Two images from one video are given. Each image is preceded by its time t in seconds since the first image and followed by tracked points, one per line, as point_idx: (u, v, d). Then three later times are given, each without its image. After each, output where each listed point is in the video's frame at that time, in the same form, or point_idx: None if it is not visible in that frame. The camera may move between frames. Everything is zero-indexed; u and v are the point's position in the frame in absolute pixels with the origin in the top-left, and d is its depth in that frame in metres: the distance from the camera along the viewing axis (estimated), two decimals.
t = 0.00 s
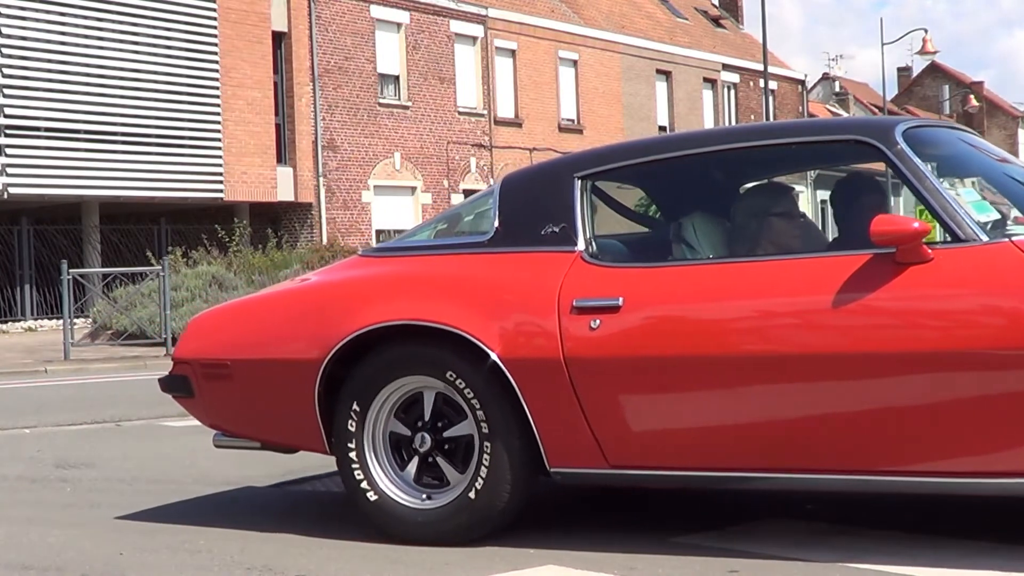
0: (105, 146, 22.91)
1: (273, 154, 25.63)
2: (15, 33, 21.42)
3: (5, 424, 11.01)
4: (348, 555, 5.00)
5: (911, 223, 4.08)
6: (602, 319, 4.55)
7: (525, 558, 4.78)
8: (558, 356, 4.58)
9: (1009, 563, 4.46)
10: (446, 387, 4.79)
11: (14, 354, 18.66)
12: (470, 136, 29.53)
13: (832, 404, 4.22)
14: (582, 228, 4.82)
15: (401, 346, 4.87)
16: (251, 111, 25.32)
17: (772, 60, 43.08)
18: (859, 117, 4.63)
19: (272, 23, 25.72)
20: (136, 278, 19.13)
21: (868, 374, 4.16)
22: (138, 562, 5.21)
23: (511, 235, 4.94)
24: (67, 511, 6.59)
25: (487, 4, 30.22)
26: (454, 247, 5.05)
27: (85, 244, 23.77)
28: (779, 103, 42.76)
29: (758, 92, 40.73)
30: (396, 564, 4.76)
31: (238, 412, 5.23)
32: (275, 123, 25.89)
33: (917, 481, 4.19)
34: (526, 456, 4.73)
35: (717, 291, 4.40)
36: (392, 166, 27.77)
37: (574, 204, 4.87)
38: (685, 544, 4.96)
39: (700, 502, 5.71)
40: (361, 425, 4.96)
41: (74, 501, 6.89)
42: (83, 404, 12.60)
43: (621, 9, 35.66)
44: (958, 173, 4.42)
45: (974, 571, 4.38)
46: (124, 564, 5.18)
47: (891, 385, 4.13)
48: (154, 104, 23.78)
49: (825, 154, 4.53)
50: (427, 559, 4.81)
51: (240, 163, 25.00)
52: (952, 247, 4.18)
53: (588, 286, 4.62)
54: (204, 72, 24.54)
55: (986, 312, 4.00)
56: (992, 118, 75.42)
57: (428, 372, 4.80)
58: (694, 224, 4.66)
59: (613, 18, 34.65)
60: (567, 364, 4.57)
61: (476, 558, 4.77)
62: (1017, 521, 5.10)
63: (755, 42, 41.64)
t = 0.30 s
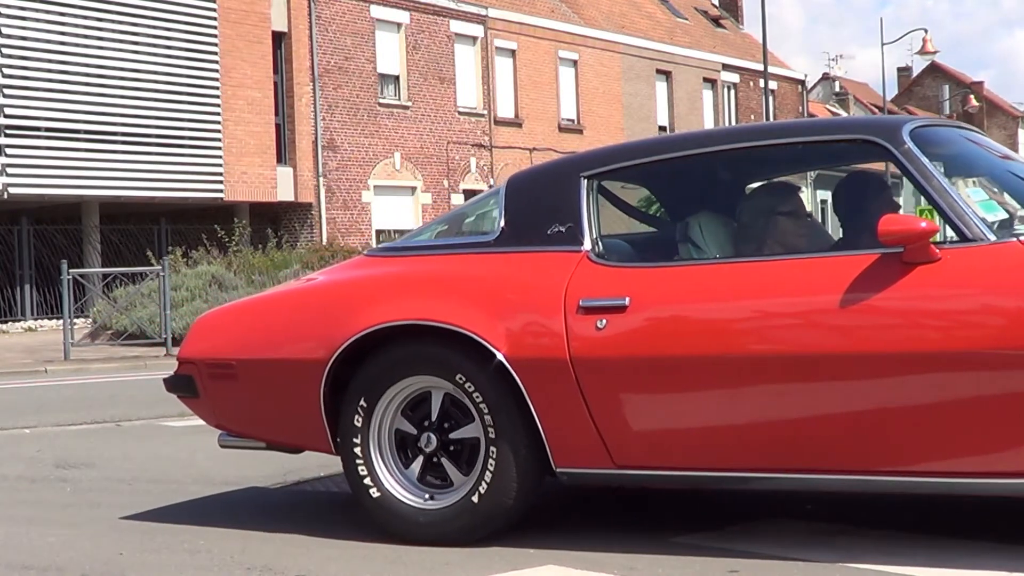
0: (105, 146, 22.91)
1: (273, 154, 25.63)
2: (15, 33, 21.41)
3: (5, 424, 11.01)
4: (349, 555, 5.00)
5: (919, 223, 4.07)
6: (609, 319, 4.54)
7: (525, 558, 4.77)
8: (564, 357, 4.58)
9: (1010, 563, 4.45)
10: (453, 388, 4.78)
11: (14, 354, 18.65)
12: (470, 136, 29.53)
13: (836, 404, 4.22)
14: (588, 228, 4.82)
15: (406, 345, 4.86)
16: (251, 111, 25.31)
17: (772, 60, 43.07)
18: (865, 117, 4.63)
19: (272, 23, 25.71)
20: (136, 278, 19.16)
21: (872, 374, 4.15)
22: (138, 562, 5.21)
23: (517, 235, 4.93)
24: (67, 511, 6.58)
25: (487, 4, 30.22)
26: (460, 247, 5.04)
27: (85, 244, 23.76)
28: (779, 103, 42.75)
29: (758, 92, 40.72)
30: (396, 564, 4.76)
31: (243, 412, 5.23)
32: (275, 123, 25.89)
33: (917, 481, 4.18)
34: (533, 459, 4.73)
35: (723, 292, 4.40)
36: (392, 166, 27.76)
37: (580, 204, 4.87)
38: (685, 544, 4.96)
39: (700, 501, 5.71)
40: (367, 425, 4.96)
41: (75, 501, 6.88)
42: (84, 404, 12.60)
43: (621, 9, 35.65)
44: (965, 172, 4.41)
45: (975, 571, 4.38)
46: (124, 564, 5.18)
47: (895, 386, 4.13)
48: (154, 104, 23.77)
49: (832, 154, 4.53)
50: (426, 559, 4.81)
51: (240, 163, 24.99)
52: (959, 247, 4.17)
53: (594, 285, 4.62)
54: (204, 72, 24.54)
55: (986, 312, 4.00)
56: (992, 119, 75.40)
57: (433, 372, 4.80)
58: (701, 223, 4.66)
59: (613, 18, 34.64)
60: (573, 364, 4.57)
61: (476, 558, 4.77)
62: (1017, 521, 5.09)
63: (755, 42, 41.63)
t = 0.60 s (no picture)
0: (105, 146, 22.90)
1: (273, 153, 25.62)
2: (15, 33, 21.39)
3: (5, 424, 11.00)
4: (348, 555, 5.00)
5: (924, 223, 4.07)
6: (613, 319, 4.54)
7: (525, 558, 4.77)
8: (568, 356, 4.57)
9: (1010, 563, 4.45)
10: (457, 389, 4.78)
11: (14, 354, 18.65)
12: (470, 136, 29.53)
13: (838, 404, 4.22)
14: (592, 228, 4.81)
15: (410, 345, 4.86)
16: (252, 111, 25.31)
17: (772, 60, 43.08)
18: (870, 116, 4.62)
19: (272, 23, 25.70)
20: (136, 278, 19.17)
21: (875, 374, 4.15)
22: (138, 562, 5.20)
23: (521, 234, 4.93)
24: (67, 511, 6.58)
25: (487, 4, 30.22)
26: (462, 247, 5.04)
27: (85, 244, 23.76)
28: (779, 103, 42.76)
29: (758, 92, 40.72)
30: (396, 564, 4.76)
31: (247, 412, 5.23)
32: (275, 123, 25.88)
33: (918, 481, 4.18)
34: (536, 461, 4.72)
35: (726, 292, 4.39)
36: (392, 166, 27.76)
37: (584, 204, 4.86)
38: (685, 544, 4.95)
39: (699, 502, 5.70)
40: (370, 424, 4.95)
41: (75, 502, 6.88)
42: (83, 404, 12.60)
43: (621, 9, 35.66)
44: (970, 172, 4.41)
45: (976, 571, 4.38)
46: (124, 563, 5.17)
47: (897, 387, 4.13)
48: (154, 104, 23.77)
49: (837, 153, 4.52)
50: (426, 559, 4.80)
51: (240, 163, 24.99)
52: (964, 247, 4.17)
53: (597, 285, 4.62)
54: (204, 72, 24.54)
55: (986, 311, 4.00)
56: (992, 118, 75.42)
57: (437, 373, 4.79)
58: (704, 223, 4.65)
59: (613, 18, 34.64)
60: (577, 364, 4.56)
61: (476, 558, 4.77)
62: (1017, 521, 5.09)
63: (755, 42, 41.63)
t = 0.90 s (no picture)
0: (105, 146, 22.90)
1: (273, 154, 25.62)
2: (15, 33, 21.40)
3: (5, 424, 11.00)
4: (347, 555, 5.00)
5: (926, 223, 4.06)
6: (615, 319, 4.53)
7: (526, 557, 4.77)
8: (570, 356, 4.57)
9: (1010, 564, 4.45)
10: (459, 389, 4.77)
11: (13, 354, 18.65)
12: (470, 136, 29.53)
13: (841, 404, 4.21)
14: (594, 228, 4.81)
15: (412, 345, 4.86)
16: (252, 111, 25.31)
17: (772, 60, 43.08)
18: (872, 116, 4.62)
19: (272, 23, 25.69)
20: (136, 278, 19.16)
21: (877, 374, 4.15)
22: (138, 562, 5.20)
23: (523, 234, 4.93)
24: (67, 511, 6.58)
25: (487, 4, 30.23)
26: (466, 246, 5.03)
27: (85, 244, 23.77)
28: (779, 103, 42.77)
29: (758, 92, 40.72)
30: (396, 564, 4.75)
31: (248, 412, 5.22)
32: (275, 123, 25.88)
33: (918, 481, 4.18)
34: (538, 460, 4.72)
35: (729, 291, 4.39)
36: (392, 166, 27.75)
37: (586, 204, 4.86)
38: (684, 545, 4.95)
39: (699, 502, 5.70)
40: (372, 425, 4.95)
41: (75, 502, 6.88)
42: (83, 404, 12.60)
43: (621, 9, 35.66)
44: (972, 172, 4.40)
45: (975, 571, 4.38)
46: (124, 564, 5.17)
47: (897, 388, 4.13)
48: (154, 104, 23.77)
49: (840, 153, 4.52)
50: (427, 559, 4.80)
51: (240, 163, 24.99)
52: (966, 247, 4.17)
53: (599, 285, 4.61)
54: (204, 72, 24.54)
55: (986, 312, 4.00)
56: (992, 118, 75.44)
57: (438, 372, 4.79)
58: (706, 223, 4.65)
59: (613, 18, 34.64)
60: (579, 363, 4.56)
61: (475, 559, 4.77)
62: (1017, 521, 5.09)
63: (755, 42, 41.64)
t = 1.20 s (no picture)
0: (105, 146, 22.90)
1: (273, 153, 25.62)
2: (15, 33, 21.40)
3: (5, 424, 11.00)
4: (347, 555, 5.00)
5: (926, 223, 4.06)
6: (615, 319, 4.53)
7: (526, 557, 4.77)
8: (570, 356, 4.57)
9: (1010, 563, 4.45)
10: (458, 389, 4.78)
11: (14, 354, 18.65)
12: (470, 136, 29.54)
13: (840, 404, 4.22)
14: (594, 227, 4.81)
15: (414, 345, 4.86)
16: (252, 111, 25.31)
17: (772, 60, 43.10)
18: (873, 115, 4.61)
19: (272, 23, 25.68)
20: (136, 278, 19.19)
21: (877, 374, 4.15)
22: (138, 562, 5.20)
23: (523, 233, 4.93)
24: (67, 511, 6.58)
25: (487, 4, 30.24)
26: (465, 247, 5.03)
27: (85, 244, 23.77)
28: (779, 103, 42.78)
29: (758, 92, 40.72)
30: (396, 564, 4.76)
31: (248, 412, 5.23)
32: (275, 123, 25.87)
33: (918, 481, 4.18)
34: (538, 461, 4.72)
35: (729, 291, 4.39)
36: (392, 166, 27.76)
37: (586, 204, 4.86)
38: (685, 544, 4.95)
39: (699, 502, 5.71)
40: (372, 425, 4.95)
41: (75, 502, 6.88)
42: (83, 404, 12.60)
43: (621, 9, 35.67)
44: (971, 172, 4.40)
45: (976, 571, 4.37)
46: (124, 564, 5.17)
47: (896, 388, 4.13)
48: (154, 104, 23.77)
49: (842, 152, 4.51)
50: (427, 559, 4.80)
51: (240, 163, 24.98)
52: (966, 247, 4.17)
53: (600, 285, 4.61)
54: (204, 72, 24.54)
55: (985, 311, 4.00)
56: (992, 118, 75.43)
57: (438, 373, 4.79)
58: (706, 223, 4.66)
59: (613, 18, 34.65)
60: (579, 364, 4.56)
61: (475, 558, 4.77)
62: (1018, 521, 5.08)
63: (756, 42, 41.64)
